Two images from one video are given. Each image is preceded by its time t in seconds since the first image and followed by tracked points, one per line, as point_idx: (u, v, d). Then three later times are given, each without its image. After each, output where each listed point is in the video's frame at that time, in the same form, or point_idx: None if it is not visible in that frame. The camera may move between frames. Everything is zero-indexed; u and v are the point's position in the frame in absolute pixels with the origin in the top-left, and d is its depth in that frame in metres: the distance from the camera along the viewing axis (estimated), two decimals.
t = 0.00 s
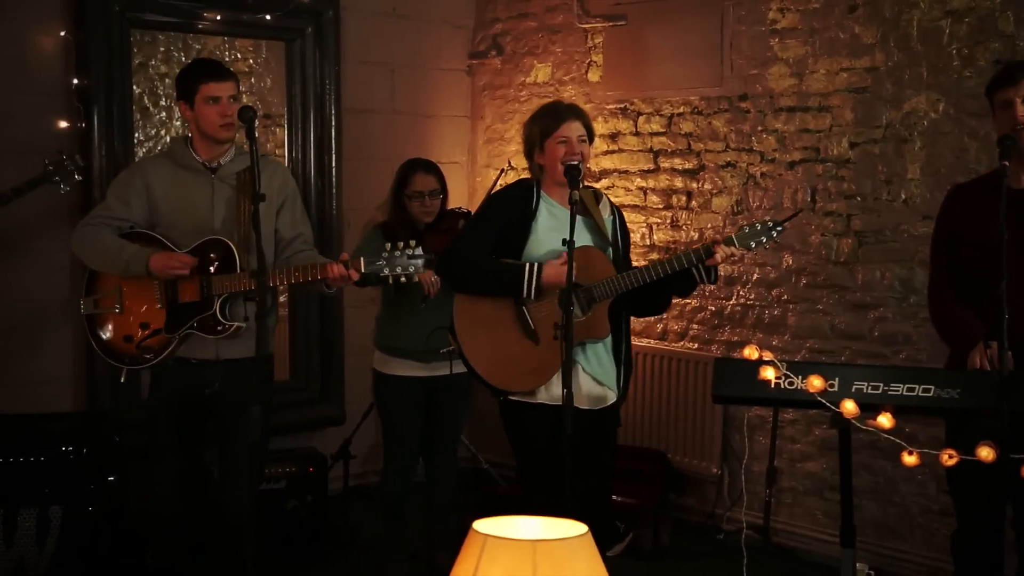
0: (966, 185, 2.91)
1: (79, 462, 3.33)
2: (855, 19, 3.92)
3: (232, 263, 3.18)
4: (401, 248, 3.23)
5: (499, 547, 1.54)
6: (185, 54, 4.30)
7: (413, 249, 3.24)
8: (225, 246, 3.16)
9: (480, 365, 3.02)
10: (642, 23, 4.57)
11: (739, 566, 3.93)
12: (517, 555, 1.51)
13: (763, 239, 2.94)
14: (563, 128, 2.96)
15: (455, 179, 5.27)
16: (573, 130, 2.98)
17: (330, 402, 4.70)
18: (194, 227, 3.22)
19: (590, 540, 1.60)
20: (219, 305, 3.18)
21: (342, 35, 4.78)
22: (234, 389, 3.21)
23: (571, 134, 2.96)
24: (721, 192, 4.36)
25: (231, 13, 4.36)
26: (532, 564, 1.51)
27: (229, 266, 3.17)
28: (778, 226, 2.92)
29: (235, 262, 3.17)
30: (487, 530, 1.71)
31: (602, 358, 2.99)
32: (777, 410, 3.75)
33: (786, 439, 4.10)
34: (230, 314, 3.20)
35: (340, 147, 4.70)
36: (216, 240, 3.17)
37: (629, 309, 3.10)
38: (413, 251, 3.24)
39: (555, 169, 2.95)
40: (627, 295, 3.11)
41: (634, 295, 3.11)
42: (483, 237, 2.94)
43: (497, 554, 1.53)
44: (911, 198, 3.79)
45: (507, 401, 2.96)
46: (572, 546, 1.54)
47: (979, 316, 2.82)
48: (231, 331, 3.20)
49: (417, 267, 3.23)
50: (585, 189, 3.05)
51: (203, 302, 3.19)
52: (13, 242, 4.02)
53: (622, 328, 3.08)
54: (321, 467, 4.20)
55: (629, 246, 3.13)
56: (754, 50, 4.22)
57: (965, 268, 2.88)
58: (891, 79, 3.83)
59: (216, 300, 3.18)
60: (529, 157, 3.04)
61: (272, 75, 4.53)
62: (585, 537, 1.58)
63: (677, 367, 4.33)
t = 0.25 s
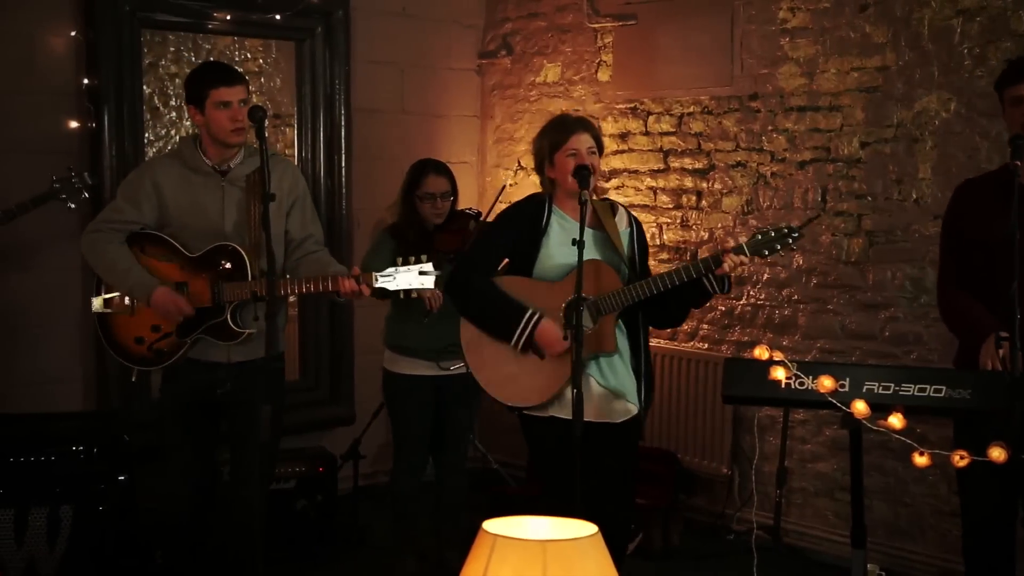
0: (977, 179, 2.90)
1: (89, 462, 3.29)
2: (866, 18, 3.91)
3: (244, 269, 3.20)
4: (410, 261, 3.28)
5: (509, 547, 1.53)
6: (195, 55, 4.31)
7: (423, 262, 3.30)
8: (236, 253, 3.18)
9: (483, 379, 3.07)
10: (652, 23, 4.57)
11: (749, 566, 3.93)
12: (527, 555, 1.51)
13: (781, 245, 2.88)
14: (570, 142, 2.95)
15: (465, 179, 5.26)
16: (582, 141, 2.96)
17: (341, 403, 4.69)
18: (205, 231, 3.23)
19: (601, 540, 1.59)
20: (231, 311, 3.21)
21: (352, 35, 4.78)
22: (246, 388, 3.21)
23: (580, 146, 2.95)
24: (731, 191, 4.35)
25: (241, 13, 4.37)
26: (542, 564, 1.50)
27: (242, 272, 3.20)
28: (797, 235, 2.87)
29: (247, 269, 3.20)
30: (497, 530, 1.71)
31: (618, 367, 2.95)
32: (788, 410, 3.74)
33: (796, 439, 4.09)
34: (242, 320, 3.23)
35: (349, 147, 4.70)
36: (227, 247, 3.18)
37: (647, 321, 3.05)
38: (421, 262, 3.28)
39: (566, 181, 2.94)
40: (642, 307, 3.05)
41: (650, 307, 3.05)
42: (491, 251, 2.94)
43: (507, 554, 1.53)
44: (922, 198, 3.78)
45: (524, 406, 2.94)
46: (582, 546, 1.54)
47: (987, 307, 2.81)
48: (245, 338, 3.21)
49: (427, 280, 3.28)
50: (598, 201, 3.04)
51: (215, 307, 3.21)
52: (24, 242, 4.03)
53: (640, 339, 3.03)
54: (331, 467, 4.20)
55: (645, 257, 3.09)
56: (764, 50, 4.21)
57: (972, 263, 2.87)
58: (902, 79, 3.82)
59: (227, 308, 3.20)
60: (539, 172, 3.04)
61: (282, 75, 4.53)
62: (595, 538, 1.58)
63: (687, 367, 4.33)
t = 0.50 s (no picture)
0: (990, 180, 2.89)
1: (101, 460, 3.29)
2: (877, 18, 3.90)
3: (251, 260, 3.17)
4: (420, 240, 3.22)
5: (521, 547, 1.53)
6: (206, 55, 4.31)
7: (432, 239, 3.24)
8: (244, 243, 3.16)
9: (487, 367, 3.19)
10: (663, 22, 4.56)
11: (759, 566, 3.92)
12: (538, 555, 1.51)
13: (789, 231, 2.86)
14: (581, 130, 2.91)
15: (475, 179, 5.26)
16: (593, 129, 2.92)
17: (350, 402, 4.70)
18: (214, 225, 3.22)
19: (611, 540, 1.59)
20: (239, 301, 3.19)
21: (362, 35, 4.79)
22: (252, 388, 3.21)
23: (591, 135, 2.91)
24: (742, 191, 4.34)
25: (252, 13, 4.37)
26: (553, 564, 1.50)
27: (250, 262, 3.17)
28: (806, 221, 2.85)
29: (255, 259, 3.17)
30: (507, 530, 1.70)
31: (629, 354, 2.93)
32: (799, 410, 3.73)
33: (807, 440, 4.08)
34: (251, 311, 3.21)
35: (360, 147, 4.70)
36: (235, 237, 3.16)
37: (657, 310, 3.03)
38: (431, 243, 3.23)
39: (576, 170, 2.93)
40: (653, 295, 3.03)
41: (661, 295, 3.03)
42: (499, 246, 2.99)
43: (518, 555, 1.53)
44: (933, 197, 3.77)
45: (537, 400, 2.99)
46: (593, 545, 1.53)
47: (997, 315, 2.82)
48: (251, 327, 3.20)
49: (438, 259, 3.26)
50: (613, 185, 2.98)
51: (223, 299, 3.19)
52: (37, 243, 4.05)
53: (652, 328, 3.01)
54: (341, 466, 4.20)
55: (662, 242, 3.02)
56: (776, 49, 4.20)
57: (984, 269, 2.86)
58: (914, 78, 3.81)
59: (235, 297, 3.18)
60: (550, 157, 3.01)
61: (292, 74, 4.54)
62: (606, 538, 1.58)
63: (698, 367, 4.33)
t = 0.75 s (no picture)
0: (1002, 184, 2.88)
1: (110, 460, 3.30)
2: (886, 18, 3.89)
3: (258, 260, 3.18)
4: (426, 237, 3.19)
5: (528, 548, 1.53)
6: (214, 55, 4.32)
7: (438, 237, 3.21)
8: (249, 243, 3.16)
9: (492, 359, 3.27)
10: (671, 22, 4.56)
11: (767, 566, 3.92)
12: (546, 556, 1.50)
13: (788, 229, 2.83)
14: (590, 130, 2.89)
15: (483, 179, 5.26)
16: (601, 129, 2.91)
17: (358, 402, 4.70)
18: (219, 226, 3.23)
19: (619, 541, 1.58)
20: (246, 301, 3.19)
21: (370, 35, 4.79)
22: (259, 387, 3.20)
23: (598, 135, 2.89)
24: (750, 191, 4.34)
25: (260, 13, 4.38)
26: (560, 564, 1.50)
27: (256, 262, 3.17)
28: (805, 219, 2.81)
29: (261, 260, 3.17)
30: (515, 530, 1.70)
31: (632, 354, 2.93)
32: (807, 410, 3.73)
33: (815, 440, 4.07)
34: (258, 311, 3.21)
35: (367, 146, 4.70)
36: (241, 238, 3.17)
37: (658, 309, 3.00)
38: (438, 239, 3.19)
39: (582, 171, 2.91)
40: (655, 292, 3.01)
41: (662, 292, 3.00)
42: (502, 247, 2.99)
43: (526, 555, 1.52)
44: (942, 197, 3.76)
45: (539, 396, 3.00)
46: (600, 545, 1.53)
47: (1008, 318, 2.80)
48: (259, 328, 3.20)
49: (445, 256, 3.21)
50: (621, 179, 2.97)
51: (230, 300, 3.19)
52: (46, 243, 4.06)
53: (654, 326, 2.99)
54: (349, 465, 4.20)
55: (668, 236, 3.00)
56: (784, 49, 4.19)
57: (995, 272, 2.85)
58: (923, 78, 3.80)
59: (242, 298, 3.18)
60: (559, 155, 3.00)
61: (300, 74, 4.54)
62: (614, 538, 1.58)
63: (706, 366, 4.33)
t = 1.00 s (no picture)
0: (1003, 179, 2.85)
1: (121, 460, 3.32)
2: (895, 17, 3.88)
3: (266, 270, 3.22)
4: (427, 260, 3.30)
5: (538, 547, 1.53)
6: (223, 55, 4.32)
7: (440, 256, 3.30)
8: (258, 254, 3.20)
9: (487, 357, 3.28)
10: (680, 21, 4.55)
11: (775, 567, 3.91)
12: (555, 556, 1.50)
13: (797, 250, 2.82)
14: (597, 132, 2.89)
15: (491, 179, 5.26)
16: (610, 132, 2.91)
17: (366, 402, 4.70)
18: (226, 233, 3.24)
19: (628, 540, 1.58)
20: (254, 312, 3.22)
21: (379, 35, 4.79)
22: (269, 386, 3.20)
23: (606, 137, 2.89)
24: (759, 191, 4.33)
25: (268, 13, 4.38)
26: (569, 564, 1.50)
27: (264, 274, 3.21)
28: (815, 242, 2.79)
29: (270, 271, 3.22)
30: (524, 530, 1.70)
31: (628, 359, 2.93)
32: (816, 410, 3.72)
33: (824, 440, 4.06)
34: (266, 321, 3.25)
35: (376, 146, 4.71)
36: (249, 248, 3.20)
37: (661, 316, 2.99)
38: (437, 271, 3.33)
39: (589, 172, 2.91)
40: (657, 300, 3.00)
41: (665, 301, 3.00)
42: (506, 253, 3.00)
43: (536, 554, 1.52)
44: (952, 197, 3.75)
45: (533, 398, 3.03)
46: (609, 545, 1.53)
47: (1012, 313, 2.78)
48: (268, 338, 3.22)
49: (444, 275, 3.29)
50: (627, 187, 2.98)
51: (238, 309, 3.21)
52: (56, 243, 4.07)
53: (654, 333, 2.97)
54: (358, 465, 4.21)
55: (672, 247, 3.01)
56: (793, 49, 4.19)
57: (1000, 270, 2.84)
58: (932, 77, 3.79)
59: (250, 309, 3.21)
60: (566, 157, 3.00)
61: (309, 74, 4.55)
62: (623, 538, 1.57)
63: (715, 367, 4.32)
